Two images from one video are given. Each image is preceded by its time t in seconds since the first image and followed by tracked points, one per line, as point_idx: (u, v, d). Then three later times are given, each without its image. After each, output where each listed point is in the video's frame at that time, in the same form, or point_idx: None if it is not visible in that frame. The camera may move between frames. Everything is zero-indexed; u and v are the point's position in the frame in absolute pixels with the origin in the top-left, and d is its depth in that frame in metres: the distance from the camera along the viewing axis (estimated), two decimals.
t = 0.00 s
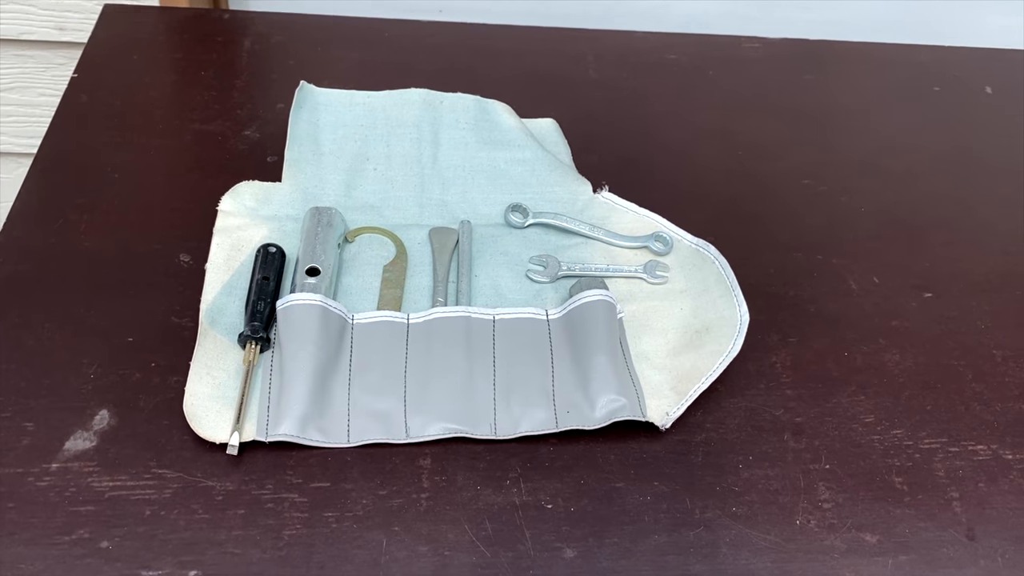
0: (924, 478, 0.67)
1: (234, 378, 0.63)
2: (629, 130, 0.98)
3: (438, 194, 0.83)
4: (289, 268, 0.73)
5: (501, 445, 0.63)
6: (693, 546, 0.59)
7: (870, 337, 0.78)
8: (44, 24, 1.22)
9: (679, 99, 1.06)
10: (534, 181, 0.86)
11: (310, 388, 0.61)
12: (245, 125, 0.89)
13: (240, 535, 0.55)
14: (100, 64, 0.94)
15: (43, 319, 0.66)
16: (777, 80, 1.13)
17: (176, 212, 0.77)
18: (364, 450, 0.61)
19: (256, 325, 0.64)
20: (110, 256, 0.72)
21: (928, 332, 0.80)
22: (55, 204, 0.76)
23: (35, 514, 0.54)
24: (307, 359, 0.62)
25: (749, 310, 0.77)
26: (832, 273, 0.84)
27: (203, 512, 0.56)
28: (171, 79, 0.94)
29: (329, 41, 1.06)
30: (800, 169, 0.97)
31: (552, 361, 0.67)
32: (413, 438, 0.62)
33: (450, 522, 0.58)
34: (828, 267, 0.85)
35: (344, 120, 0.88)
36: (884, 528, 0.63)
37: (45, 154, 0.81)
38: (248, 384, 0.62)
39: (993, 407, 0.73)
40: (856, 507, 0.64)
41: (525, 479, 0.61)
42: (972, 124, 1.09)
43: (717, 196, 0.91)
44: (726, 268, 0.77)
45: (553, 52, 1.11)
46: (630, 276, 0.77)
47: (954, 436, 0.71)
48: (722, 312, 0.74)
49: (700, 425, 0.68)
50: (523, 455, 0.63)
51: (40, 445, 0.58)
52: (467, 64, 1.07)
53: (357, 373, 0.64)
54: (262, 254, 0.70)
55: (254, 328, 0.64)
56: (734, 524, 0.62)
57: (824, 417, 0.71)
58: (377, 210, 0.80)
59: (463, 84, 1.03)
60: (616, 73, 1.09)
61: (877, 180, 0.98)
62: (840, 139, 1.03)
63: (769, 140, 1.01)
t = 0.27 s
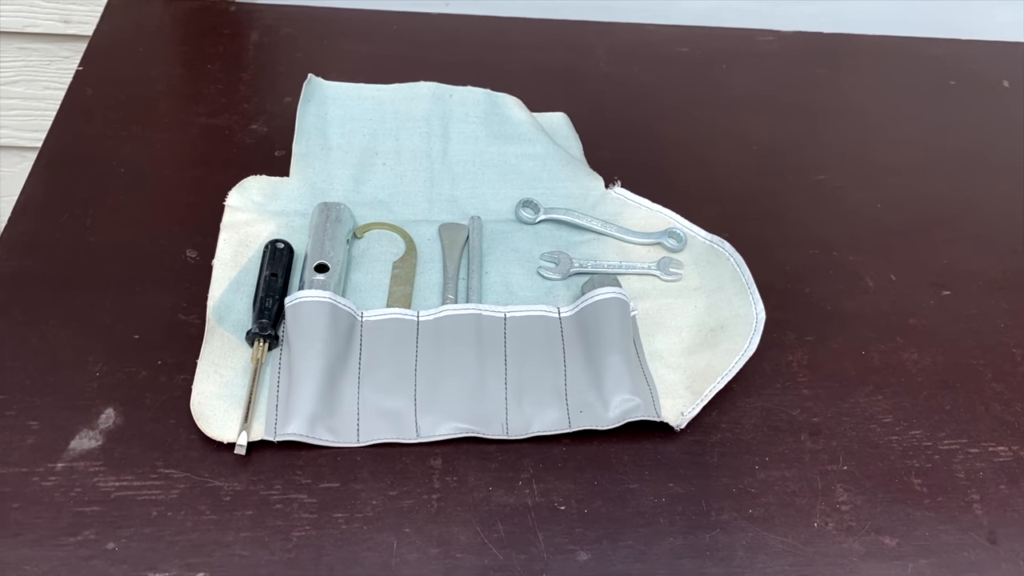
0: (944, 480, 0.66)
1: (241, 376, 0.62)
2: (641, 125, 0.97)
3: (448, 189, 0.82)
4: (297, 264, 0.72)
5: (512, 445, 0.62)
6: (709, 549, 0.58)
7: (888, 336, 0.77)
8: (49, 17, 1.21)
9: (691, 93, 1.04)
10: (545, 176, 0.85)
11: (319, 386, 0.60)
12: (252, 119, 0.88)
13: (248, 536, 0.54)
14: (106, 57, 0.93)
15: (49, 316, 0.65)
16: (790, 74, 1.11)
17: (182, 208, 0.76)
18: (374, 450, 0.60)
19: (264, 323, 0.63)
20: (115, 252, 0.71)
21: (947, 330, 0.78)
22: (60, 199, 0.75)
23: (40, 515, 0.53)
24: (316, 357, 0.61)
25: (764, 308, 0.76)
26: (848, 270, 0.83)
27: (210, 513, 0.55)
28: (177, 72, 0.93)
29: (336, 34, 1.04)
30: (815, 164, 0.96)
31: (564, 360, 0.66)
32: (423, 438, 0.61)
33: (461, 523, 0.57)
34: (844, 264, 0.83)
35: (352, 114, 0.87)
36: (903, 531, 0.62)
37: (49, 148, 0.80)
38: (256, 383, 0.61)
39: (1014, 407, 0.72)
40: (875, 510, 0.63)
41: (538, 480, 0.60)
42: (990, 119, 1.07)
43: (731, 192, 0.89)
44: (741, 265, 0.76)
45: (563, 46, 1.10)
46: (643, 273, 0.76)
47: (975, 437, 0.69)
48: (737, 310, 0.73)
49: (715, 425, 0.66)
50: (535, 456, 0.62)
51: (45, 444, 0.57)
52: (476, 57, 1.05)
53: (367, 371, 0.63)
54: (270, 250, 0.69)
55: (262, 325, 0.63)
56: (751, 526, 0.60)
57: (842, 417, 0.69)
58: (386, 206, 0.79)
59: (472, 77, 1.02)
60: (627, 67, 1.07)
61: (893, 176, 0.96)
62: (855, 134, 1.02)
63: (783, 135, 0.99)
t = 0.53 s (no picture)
0: (964, 481, 0.64)
1: (249, 374, 0.61)
2: (653, 118, 0.95)
3: (458, 184, 0.81)
4: (305, 260, 0.71)
5: (524, 445, 0.61)
6: (724, 552, 0.57)
7: (905, 334, 0.75)
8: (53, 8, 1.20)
9: (703, 85, 1.03)
10: (556, 171, 0.83)
11: (327, 385, 0.59)
12: (259, 112, 0.86)
13: (256, 538, 0.53)
14: (111, 49, 0.92)
15: (53, 312, 0.64)
16: (804, 66, 1.09)
17: (188, 202, 0.75)
18: (383, 449, 0.59)
19: (272, 320, 0.63)
20: (121, 247, 0.70)
21: (966, 328, 0.76)
22: (64, 194, 0.74)
23: (45, 515, 0.52)
24: (325, 354, 0.60)
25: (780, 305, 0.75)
26: (864, 267, 0.81)
27: (217, 514, 0.54)
28: (182, 65, 0.91)
29: (344, 26, 1.03)
30: (830, 158, 0.94)
31: (576, 358, 0.65)
32: (434, 437, 0.60)
33: (472, 525, 0.56)
34: (861, 261, 0.82)
35: (360, 107, 0.85)
36: (922, 534, 0.61)
37: (54, 142, 0.79)
38: (264, 381, 0.60)
39: None
40: (893, 512, 0.62)
41: (550, 481, 0.59)
42: (1008, 112, 1.05)
43: (745, 187, 0.88)
44: (756, 262, 0.75)
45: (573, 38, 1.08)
46: (656, 269, 0.75)
47: (995, 438, 0.68)
48: (753, 308, 0.72)
49: (730, 425, 0.65)
50: (547, 456, 0.61)
51: (50, 443, 0.56)
52: (485, 49, 1.04)
53: (377, 369, 0.62)
54: (277, 246, 0.68)
55: (270, 322, 0.62)
56: (767, 528, 0.59)
57: (859, 417, 0.68)
58: (395, 200, 0.78)
59: (481, 70, 1.00)
60: (638, 59, 1.05)
61: (909, 170, 0.94)
62: (871, 127, 1.00)
63: (797, 129, 0.98)
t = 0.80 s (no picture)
0: (983, 482, 0.63)
1: (253, 372, 0.60)
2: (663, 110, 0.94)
3: (465, 177, 0.79)
4: (310, 255, 0.70)
5: (533, 444, 0.60)
6: (738, 554, 0.56)
7: (921, 331, 0.74)
8: None
9: (714, 77, 1.01)
10: (565, 163, 0.82)
11: (332, 383, 0.58)
12: (263, 104, 0.85)
13: (260, 539, 0.52)
14: (113, 39, 0.91)
15: (54, 308, 0.63)
16: (817, 57, 1.07)
17: (191, 196, 0.74)
18: (390, 449, 0.58)
19: (276, 316, 0.62)
20: (123, 242, 0.69)
21: (983, 325, 0.75)
22: (66, 187, 0.73)
23: (45, 515, 0.51)
24: (330, 351, 0.59)
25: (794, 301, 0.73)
26: (879, 262, 0.80)
27: (221, 514, 0.53)
28: (185, 56, 0.90)
29: (349, 16, 1.01)
30: (844, 151, 0.92)
31: (586, 356, 0.64)
32: (441, 436, 0.59)
33: (480, 526, 0.55)
34: (876, 256, 0.80)
35: (366, 99, 0.84)
36: (940, 537, 0.59)
37: (55, 134, 0.78)
38: (268, 379, 0.59)
39: None
40: (911, 514, 0.60)
41: (560, 482, 0.58)
42: None
43: (757, 180, 0.86)
44: (770, 257, 0.73)
45: (582, 28, 1.06)
46: (668, 264, 0.73)
47: (1014, 438, 0.66)
48: (766, 305, 0.70)
49: (744, 424, 0.63)
50: (557, 455, 0.59)
51: (50, 442, 0.55)
52: (492, 40, 1.02)
53: (383, 367, 0.61)
54: (281, 240, 0.67)
55: (274, 318, 0.61)
56: (781, 530, 0.58)
57: (875, 416, 0.66)
58: (401, 194, 0.76)
59: (488, 61, 0.98)
60: (648, 50, 1.04)
61: (925, 163, 0.92)
62: (886, 119, 0.98)
63: (810, 121, 0.96)
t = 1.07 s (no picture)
0: (999, 483, 0.61)
1: (257, 370, 0.60)
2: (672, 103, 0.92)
3: (471, 171, 0.78)
4: (315, 251, 0.69)
5: (541, 444, 0.59)
6: (749, 557, 0.55)
7: (935, 329, 0.72)
8: None
9: (724, 69, 0.99)
10: (573, 158, 0.80)
11: (337, 382, 0.58)
12: (267, 97, 0.84)
13: (265, 541, 0.52)
14: (115, 32, 0.90)
15: (57, 305, 0.63)
16: (829, 50, 1.05)
17: (194, 191, 0.73)
18: (395, 448, 0.57)
19: (281, 313, 0.61)
20: (126, 238, 0.68)
21: (998, 323, 0.73)
22: (67, 182, 0.72)
23: (47, 516, 0.51)
24: (335, 350, 0.59)
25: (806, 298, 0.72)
26: (892, 258, 0.78)
27: (224, 515, 0.52)
28: (188, 48, 0.89)
29: (354, 8, 1.00)
30: (856, 145, 0.91)
31: (595, 354, 0.63)
32: (447, 436, 0.58)
33: (487, 528, 0.54)
34: (889, 252, 0.79)
35: (371, 91, 0.82)
36: (955, 539, 0.58)
37: (57, 128, 0.77)
38: (273, 377, 0.58)
39: None
40: (925, 516, 0.59)
41: (568, 482, 0.57)
42: None
43: (768, 175, 0.85)
44: (782, 254, 0.72)
45: (590, 20, 1.04)
46: (677, 261, 0.72)
47: None
48: (778, 302, 0.69)
49: (755, 424, 0.62)
50: (565, 456, 0.58)
51: (53, 442, 0.55)
52: (499, 32, 1.00)
53: (389, 365, 0.61)
54: (286, 236, 0.66)
55: (278, 316, 0.60)
56: (793, 532, 0.57)
57: (888, 416, 0.65)
58: (407, 189, 0.75)
59: (495, 53, 0.97)
60: (657, 42, 1.02)
61: (939, 157, 0.90)
62: (898, 113, 0.96)
63: (822, 115, 0.94)
